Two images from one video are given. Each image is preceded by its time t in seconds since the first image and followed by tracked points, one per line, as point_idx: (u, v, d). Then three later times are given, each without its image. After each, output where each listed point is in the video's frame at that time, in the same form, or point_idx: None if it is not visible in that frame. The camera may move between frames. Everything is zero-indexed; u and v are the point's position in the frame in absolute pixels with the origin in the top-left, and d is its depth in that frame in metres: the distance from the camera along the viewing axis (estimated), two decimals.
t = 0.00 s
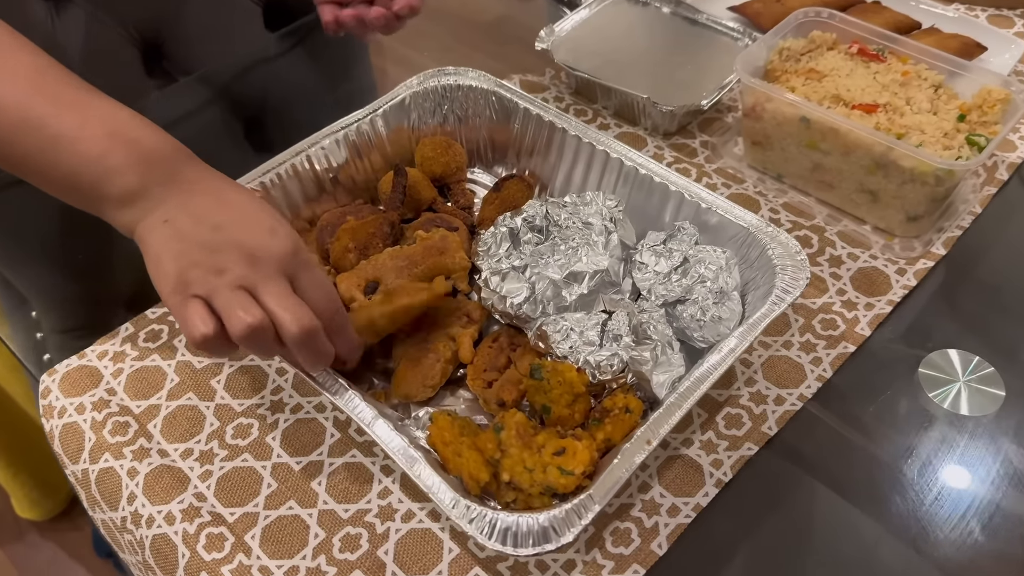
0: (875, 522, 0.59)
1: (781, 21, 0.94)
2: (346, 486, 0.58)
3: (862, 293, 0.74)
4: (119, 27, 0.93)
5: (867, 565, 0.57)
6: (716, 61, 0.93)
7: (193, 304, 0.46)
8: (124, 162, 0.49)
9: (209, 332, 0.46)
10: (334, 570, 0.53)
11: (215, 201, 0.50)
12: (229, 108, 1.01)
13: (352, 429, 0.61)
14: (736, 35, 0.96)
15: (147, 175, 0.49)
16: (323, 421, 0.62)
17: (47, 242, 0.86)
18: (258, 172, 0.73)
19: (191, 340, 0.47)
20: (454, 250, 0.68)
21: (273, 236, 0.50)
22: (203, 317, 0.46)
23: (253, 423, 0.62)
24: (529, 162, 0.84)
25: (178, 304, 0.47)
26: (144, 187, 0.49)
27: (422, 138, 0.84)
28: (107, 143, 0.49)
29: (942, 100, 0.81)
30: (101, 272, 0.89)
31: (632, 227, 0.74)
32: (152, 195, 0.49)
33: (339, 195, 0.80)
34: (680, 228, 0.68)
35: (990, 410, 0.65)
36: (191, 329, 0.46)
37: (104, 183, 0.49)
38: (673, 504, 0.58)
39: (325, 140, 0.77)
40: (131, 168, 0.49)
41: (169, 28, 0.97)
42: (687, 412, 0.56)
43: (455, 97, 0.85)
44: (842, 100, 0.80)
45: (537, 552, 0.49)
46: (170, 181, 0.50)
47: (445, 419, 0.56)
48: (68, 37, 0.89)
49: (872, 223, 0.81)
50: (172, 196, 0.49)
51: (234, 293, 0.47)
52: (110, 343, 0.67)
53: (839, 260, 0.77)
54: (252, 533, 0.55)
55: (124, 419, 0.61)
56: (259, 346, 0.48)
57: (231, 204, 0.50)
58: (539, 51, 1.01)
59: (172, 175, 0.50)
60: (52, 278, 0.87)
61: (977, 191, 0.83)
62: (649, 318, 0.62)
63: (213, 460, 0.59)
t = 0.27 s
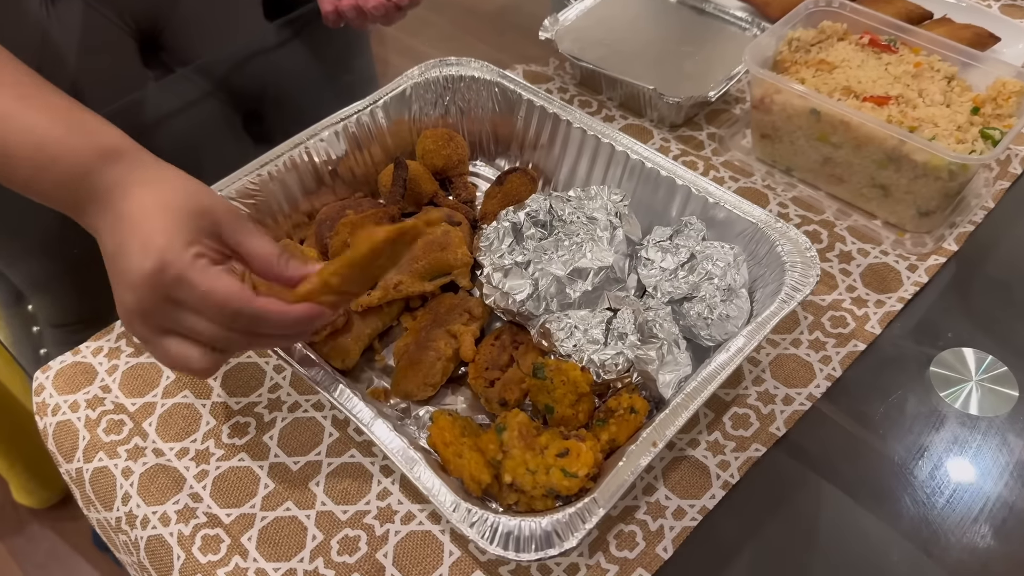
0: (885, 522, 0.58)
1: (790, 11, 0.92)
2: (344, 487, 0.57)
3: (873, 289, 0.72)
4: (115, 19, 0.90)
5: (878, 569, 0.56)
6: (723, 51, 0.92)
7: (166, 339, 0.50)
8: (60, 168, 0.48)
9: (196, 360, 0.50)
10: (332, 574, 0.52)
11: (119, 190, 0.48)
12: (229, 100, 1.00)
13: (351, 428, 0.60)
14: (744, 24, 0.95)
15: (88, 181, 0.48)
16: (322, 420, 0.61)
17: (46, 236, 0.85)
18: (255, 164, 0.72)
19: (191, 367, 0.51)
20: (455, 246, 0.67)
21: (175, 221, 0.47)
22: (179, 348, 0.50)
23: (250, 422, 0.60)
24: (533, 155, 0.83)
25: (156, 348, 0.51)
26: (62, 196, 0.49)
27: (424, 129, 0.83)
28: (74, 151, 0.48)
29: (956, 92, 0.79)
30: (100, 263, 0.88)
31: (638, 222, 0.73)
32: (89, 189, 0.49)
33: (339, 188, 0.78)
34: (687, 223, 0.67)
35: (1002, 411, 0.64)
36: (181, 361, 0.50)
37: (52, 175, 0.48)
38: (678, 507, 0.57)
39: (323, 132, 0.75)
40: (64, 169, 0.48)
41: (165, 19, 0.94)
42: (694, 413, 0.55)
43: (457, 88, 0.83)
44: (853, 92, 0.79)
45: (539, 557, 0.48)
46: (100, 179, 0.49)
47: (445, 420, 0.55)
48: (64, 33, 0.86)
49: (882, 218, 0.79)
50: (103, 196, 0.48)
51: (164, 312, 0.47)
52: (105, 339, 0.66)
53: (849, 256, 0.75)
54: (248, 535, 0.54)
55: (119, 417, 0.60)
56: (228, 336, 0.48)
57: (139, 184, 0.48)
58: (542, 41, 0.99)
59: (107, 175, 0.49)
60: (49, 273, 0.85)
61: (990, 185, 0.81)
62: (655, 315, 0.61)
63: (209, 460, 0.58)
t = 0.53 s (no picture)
0: (889, 525, 0.58)
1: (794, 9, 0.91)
2: (343, 492, 0.56)
3: (877, 291, 0.72)
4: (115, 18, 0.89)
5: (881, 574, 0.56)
6: (726, 49, 0.91)
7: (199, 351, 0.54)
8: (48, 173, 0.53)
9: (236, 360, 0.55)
10: None
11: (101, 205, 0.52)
12: (227, 96, 0.98)
13: (350, 431, 0.60)
14: (747, 22, 0.93)
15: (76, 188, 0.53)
16: (321, 423, 0.60)
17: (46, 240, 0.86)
18: (254, 164, 0.71)
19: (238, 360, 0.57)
20: (456, 247, 0.66)
21: (158, 258, 0.51)
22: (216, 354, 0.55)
23: (248, 425, 0.60)
24: (534, 154, 0.82)
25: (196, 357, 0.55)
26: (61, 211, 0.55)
27: (424, 128, 0.82)
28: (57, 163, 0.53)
29: (962, 91, 0.78)
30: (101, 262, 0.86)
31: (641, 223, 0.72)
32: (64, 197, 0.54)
33: (338, 188, 0.78)
34: (690, 224, 0.66)
35: (1007, 415, 0.63)
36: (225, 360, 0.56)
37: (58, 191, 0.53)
38: (680, 512, 0.57)
39: (323, 131, 0.75)
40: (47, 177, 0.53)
41: (162, 16, 0.93)
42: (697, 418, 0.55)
43: (458, 86, 0.82)
44: (858, 91, 0.78)
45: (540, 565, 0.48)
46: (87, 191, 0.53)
47: (445, 424, 0.55)
48: (59, 33, 0.86)
49: (887, 218, 0.78)
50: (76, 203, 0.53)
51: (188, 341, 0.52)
52: (103, 340, 0.65)
53: (853, 257, 0.75)
54: (247, 540, 0.54)
55: (117, 420, 0.60)
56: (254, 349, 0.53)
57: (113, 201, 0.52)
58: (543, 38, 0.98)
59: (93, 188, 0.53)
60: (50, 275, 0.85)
61: (996, 185, 0.80)
62: (658, 318, 0.60)
63: (207, 464, 0.57)
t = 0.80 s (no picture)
0: (900, 530, 0.58)
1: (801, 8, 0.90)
2: (348, 497, 0.56)
3: (886, 294, 0.71)
4: (115, 15, 0.88)
5: None
6: (732, 49, 0.90)
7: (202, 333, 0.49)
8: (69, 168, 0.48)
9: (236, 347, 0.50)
10: None
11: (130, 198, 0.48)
12: (229, 94, 0.97)
13: (354, 436, 0.59)
14: (754, 21, 0.92)
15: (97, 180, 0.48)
16: (325, 427, 0.60)
17: (45, 233, 0.83)
18: (257, 165, 0.71)
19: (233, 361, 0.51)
20: (460, 250, 0.66)
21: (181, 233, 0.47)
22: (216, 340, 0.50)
23: (252, 429, 0.59)
24: (539, 155, 0.81)
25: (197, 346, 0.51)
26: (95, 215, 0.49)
27: (428, 128, 0.81)
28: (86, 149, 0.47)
29: (972, 91, 0.77)
30: (104, 263, 0.86)
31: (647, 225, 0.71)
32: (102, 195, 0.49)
33: (342, 188, 0.77)
34: (697, 227, 0.65)
35: (1018, 419, 0.62)
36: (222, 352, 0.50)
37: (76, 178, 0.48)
38: (688, 519, 0.56)
39: (326, 132, 0.74)
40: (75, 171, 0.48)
41: (163, 15, 0.92)
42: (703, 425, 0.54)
43: (462, 86, 0.82)
44: (866, 91, 0.77)
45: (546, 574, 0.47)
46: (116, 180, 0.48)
47: (451, 430, 0.54)
48: (61, 32, 0.84)
49: (895, 220, 0.77)
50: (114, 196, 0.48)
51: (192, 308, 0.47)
52: (105, 343, 0.65)
53: (861, 260, 0.74)
54: (250, 546, 0.53)
55: (119, 424, 0.59)
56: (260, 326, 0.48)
57: (150, 190, 0.47)
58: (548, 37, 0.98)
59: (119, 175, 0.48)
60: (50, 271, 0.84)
61: (1005, 186, 0.79)
62: (664, 323, 0.59)
63: (210, 469, 0.57)
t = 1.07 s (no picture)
0: (908, 536, 0.57)
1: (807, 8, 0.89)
2: (350, 502, 0.55)
3: (892, 296, 0.71)
4: (117, 16, 0.88)
5: None
6: (737, 49, 0.89)
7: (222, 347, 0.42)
8: (60, 179, 0.41)
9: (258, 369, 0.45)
10: None
11: (155, 201, 0.39)
12: (230, 95, 0.97)
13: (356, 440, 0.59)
14: (758, 21, 0.92)
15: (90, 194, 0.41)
16: (327, 431, 0.59)
17: (45, 238, 0.82)
18: (258, 167, 0.70)
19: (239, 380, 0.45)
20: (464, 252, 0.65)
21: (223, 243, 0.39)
22: (234, 356, 0.43)
23: (253, 434, 0.59)
24: (542, 156, 0.81)
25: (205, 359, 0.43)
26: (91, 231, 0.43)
27: (431, 129, 0.81)
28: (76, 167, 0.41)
29: (979, 92, 0.76)
30: (104, 263, 0.85)
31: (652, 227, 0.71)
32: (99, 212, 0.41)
33: (343, 190, 0.76)
34: (702, 228, 0.65)
35: None
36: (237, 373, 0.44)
37: (58, 195, 0.42)
38: (693, 524, 0.56)
39: (328, 133, 0.74)
40: (69, 180, 0.41)
41: (165, 15, 0.92)
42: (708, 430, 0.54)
43: (464, 87, 0.81)
44: (872, 92, 0.76)
45: None
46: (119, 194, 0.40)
47: (454, 435, 0.54)
48: (62, 31, 0.83)
49: (902, 222, 0.77)
50: (116, 213, 0.41)
51: (234, 319, 0.41)
52: (106, 347, 0.64)
53: (867, 262, 0.73)
54: (252, 552, 0.53)
55: (120, 428, 0.59)
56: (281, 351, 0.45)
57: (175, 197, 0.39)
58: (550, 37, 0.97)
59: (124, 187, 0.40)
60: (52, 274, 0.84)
61: (1013, 187, 0.79)
62: (670, 326, 0.59)
63: (212, 474, 0.57)
